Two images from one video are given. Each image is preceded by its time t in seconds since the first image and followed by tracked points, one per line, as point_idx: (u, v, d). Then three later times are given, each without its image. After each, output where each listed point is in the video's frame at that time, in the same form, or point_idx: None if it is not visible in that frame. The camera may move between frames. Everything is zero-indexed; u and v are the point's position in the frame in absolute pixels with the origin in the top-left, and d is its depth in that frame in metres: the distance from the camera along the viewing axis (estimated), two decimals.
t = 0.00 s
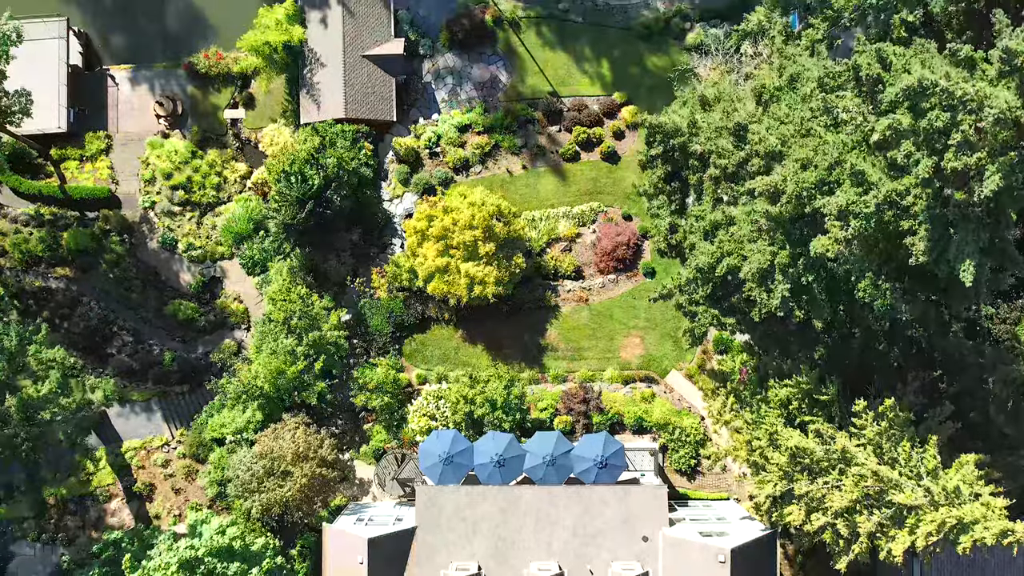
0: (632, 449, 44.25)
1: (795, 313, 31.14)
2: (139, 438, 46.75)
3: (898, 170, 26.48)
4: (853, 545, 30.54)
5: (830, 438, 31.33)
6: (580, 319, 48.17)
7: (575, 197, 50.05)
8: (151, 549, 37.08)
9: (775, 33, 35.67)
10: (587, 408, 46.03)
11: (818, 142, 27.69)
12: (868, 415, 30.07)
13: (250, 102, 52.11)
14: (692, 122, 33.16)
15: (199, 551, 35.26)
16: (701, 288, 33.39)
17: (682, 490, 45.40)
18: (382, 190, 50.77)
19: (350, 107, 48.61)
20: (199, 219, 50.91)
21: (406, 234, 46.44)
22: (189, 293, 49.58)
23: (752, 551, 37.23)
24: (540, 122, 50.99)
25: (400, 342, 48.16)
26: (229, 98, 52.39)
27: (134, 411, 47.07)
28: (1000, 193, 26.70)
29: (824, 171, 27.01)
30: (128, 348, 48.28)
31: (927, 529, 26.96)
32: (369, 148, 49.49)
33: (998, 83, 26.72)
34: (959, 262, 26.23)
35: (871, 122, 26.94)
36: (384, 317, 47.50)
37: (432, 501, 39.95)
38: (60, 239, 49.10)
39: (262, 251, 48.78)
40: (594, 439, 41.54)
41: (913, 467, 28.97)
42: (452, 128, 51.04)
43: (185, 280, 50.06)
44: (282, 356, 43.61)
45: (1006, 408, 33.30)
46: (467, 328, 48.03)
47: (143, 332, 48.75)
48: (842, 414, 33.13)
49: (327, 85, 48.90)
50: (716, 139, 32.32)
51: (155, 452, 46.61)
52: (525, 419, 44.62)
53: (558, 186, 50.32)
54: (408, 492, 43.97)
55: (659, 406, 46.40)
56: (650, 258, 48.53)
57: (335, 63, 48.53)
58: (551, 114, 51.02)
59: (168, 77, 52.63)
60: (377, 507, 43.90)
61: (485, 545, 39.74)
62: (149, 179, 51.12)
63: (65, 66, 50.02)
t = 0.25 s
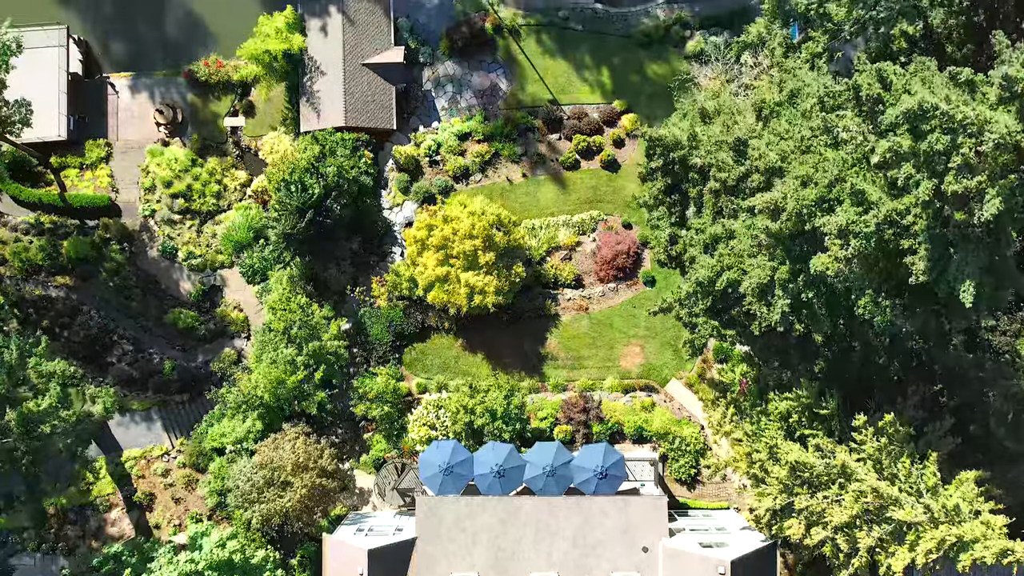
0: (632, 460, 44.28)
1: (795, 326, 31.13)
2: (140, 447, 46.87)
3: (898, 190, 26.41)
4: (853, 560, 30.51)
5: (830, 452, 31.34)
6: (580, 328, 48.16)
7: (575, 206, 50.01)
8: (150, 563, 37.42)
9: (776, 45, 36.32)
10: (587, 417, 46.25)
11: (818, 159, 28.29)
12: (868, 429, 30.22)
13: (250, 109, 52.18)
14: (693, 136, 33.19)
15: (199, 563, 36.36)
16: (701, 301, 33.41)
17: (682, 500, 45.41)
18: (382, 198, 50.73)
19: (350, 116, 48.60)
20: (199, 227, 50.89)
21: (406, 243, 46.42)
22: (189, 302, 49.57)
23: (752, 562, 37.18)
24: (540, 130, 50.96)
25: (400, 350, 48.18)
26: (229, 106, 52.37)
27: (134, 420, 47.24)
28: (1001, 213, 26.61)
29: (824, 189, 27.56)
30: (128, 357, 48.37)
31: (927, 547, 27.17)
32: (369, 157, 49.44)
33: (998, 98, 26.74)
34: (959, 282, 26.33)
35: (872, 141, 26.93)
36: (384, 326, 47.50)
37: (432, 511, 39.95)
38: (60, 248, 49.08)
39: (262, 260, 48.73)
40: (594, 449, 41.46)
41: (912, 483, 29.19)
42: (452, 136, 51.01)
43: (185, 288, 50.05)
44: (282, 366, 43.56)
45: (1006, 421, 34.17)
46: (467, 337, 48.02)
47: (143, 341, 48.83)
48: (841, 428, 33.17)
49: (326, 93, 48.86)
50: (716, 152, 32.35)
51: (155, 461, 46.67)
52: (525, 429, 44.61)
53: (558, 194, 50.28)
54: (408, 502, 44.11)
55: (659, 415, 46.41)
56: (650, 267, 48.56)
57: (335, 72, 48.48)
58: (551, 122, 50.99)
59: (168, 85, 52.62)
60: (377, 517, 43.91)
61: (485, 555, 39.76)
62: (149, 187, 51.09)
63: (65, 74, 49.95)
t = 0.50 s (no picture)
0: (631, 469, 44.31)
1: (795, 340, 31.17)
2: (140, 456, 46.90)
3: (898, 211, 26.81)
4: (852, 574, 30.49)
5: (829, 466, 31.38)
6: (580, 337, 48.16)
7: (575, 214, 50.00)
8: None
9: (776, 57, 36.03)
10: (587, 427, 46.12)
11: (817, 176, 28.16)
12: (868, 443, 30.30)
13: (250, 117, 52.15)
14: (693, 149, 33.23)
15: None
16: (701, 314, 33.47)
17: (682, 509, 45.40)
18: (382, 207, 50.73)
19: (350, 123, 48.58)
20: (199, 235, 50.88)
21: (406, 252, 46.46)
22: (189, 310, 49.55)
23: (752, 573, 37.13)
24: (540, 138, 50.96)
25: (401, 359, 48.22)
26: (229, 114, 52.34)
27: (134, 429, 47.20)
28: (1002, 236, 26.99)
29: (824, 206, 27.59)
30: (128, 366, 48.40)
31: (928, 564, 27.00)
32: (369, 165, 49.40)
33: (997, 114, 26.80)
34: (958, 303, 26.78)
35: (872, 162, 27.51)
36: (384, 335, 47.53)
37: (432, 522, 39.98)
38: (60, 256, 49.07)
39: (263, 268, 48.76)
40: (593, 460, 41.62)
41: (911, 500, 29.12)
42: (451, 144, 51.02)
43: (185, 297, 50.04)
44: (282, 376, 43.49)
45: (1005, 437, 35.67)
46: (467, 346, 48.03)
47: (143, 350, 48.85)
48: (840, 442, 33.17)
49: (326, 101, 48.82)
50: (716, 165, 32.38)
51: (156, 471, 46.74)
52: (525, 438, 44.62)
53: (558, 203, 50.25)
54: (408, 511, 44.77)
55: (659, 424, 46.39)
56: (650, 276, 48.54)
57: (335, 80, 48.49)
58: (551, 130, 50.97)
59: (168, 92, 52.57)
60: (376, 528, 43.91)
61: (485, 566, 39.75)
62: (149, 195, 51.10)
63: (65, 82, 49.94)
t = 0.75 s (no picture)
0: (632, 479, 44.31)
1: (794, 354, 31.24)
2: (140, 465, 47.42)
3: (898, 230, 27.01)
4: None
5: (829, 479, 31.38)
6: (580, 346, 48.16)
7: (575, 223, 50.02)
8: None
9: (776, 68, 36.19)
10: (587, 436, 46.03)
11: (818, 193, 28.54)
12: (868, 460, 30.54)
13: (250, 125, 52.04)
14: (693, 162, 33.30)
15: None
16: (699, 327, 33.60)
17: (682, 518, 45.37)
18: (382, 215, 50.68)
19: (349, 131, 48.53)
20: (199, 243, 50.88)
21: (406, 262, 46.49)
22: (189, 319, 49.56)
23: None
24: (540, 146, 50.94)
25: (401, 368, 48.25)
26: (229, 121, 52.28)
27: (134, 438, 47.77)
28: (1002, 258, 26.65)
29: (824, 223, 27.83)
30: (128, 375, 48.37)
31: None
32: (369, 172, 49.00)
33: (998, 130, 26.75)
34: (959, 321, 26.84)
35: (872, 182, 27.38)
36: (383, 344, 47.61)
37: (432, 532, 39.97)
38: (59, 264, 48.84)
39: (263, 277, 48.75)
40: (593, 470, 41.78)
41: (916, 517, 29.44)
42: (451, 152, 51.03)
43: (185, 305, 50.03)
44: (283, 386, 43.46)
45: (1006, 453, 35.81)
46: (467, 354, 48.06)
47: (143, 358, 48.84)
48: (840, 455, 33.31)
49: (327, 110, 48.78)
50: (716, 179, 32.41)
51: (156, 479, 47.19)
52: (524, 448, 44.64)
53: (558, 211, 50.19)
54: (408, 521, 44.56)
55: (660, 434, 46.35)
56: (650, 284, 48.49)
57: (335, 88, 48.46)
58: (551, 137, 50.92)
59: (168, 100, 52.56)
60: (376, 537, 43.95)
61: None
62: (149, 203, 51.20)
63: (65, 91, 49.88)
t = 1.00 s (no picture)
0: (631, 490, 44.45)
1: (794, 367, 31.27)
2: (140, 474, 47.47)
3: (897, 252, 27.01)
4: None
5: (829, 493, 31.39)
6: (580, 355, 48.17)
7: (574, 232, 50.00)
8: None
9: (776, 80, 36.35)
10: (587, 446, 45.92)
11: (819, 211, 28.36)
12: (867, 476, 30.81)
13: (250, 133, 52.06)
14: (693, 175, 33.43)
15: None
16: (699, 340, 33.66)
17: (682, 527, 45.36)
18: (382, 223, 50.69)
19: (349, 139, 48.44)
20: (199, 251, 50.88)
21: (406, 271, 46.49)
22: (189, 327, 49.56)
23: None
24: (540, 154, 50.92)
25: (401, 377, 48.26)
26: (229, 129, 52.27)
27: (135, 447, 47.81)
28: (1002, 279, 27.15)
29: (825, 240, 27.73)
30: (128, 384, 48.31)
31: None
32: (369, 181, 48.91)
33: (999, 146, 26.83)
34: (959, 342, 27.33)
35: (872, 202, 27.60)
36: (383, 353, 47.60)
37: (431, 543, 39.95)
38: (60, 273, 48.98)
39: (263, 286, 48.71)
40: (593, 480, 41.95)
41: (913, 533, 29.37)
42: (451, 160, 50.99)
43: (185, 314, 50.04)
44: (283, 396, 43.50)
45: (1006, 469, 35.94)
46: (467, 363, 48.09)
47: (143, 367, 48.90)
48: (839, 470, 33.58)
49: (326, 118, 48.71)
50: (716, 192, 32.42)
51: (156, 489, 47.23)
52: (524, 458, 44.66)
53: (558, 220, 50.15)
54: (408, 531, 44.15)
55: (659, 442, 46.34)
56: (650, 292, 48.47)
57: (335, 96, 48.41)
58: (551, 146, 50.90)
59: (167, 108, 52.53)
60: (376, 547, 43.95)
61: None
62: (149, 211, 51.07)
63: (65, 99, 49.84)
